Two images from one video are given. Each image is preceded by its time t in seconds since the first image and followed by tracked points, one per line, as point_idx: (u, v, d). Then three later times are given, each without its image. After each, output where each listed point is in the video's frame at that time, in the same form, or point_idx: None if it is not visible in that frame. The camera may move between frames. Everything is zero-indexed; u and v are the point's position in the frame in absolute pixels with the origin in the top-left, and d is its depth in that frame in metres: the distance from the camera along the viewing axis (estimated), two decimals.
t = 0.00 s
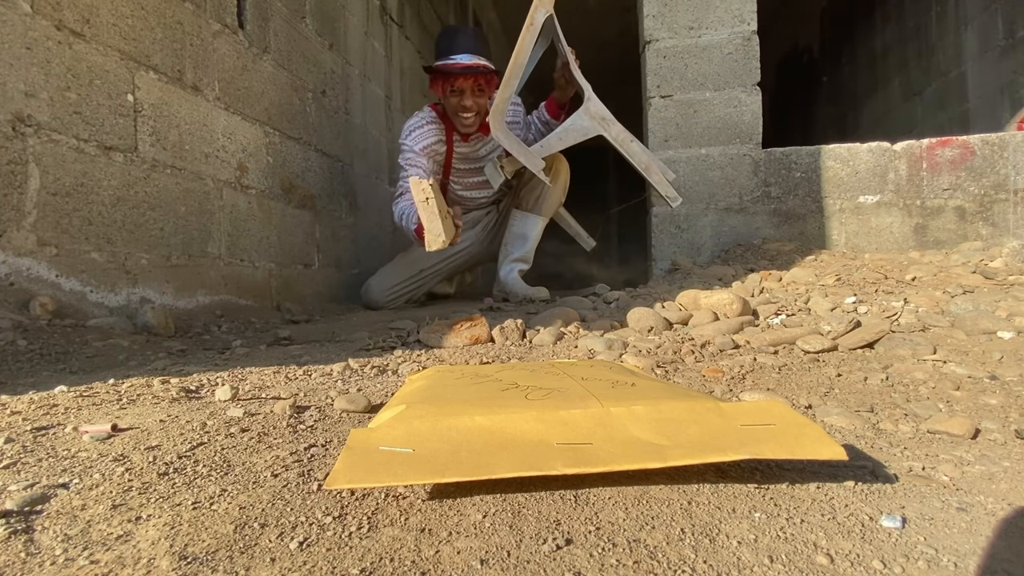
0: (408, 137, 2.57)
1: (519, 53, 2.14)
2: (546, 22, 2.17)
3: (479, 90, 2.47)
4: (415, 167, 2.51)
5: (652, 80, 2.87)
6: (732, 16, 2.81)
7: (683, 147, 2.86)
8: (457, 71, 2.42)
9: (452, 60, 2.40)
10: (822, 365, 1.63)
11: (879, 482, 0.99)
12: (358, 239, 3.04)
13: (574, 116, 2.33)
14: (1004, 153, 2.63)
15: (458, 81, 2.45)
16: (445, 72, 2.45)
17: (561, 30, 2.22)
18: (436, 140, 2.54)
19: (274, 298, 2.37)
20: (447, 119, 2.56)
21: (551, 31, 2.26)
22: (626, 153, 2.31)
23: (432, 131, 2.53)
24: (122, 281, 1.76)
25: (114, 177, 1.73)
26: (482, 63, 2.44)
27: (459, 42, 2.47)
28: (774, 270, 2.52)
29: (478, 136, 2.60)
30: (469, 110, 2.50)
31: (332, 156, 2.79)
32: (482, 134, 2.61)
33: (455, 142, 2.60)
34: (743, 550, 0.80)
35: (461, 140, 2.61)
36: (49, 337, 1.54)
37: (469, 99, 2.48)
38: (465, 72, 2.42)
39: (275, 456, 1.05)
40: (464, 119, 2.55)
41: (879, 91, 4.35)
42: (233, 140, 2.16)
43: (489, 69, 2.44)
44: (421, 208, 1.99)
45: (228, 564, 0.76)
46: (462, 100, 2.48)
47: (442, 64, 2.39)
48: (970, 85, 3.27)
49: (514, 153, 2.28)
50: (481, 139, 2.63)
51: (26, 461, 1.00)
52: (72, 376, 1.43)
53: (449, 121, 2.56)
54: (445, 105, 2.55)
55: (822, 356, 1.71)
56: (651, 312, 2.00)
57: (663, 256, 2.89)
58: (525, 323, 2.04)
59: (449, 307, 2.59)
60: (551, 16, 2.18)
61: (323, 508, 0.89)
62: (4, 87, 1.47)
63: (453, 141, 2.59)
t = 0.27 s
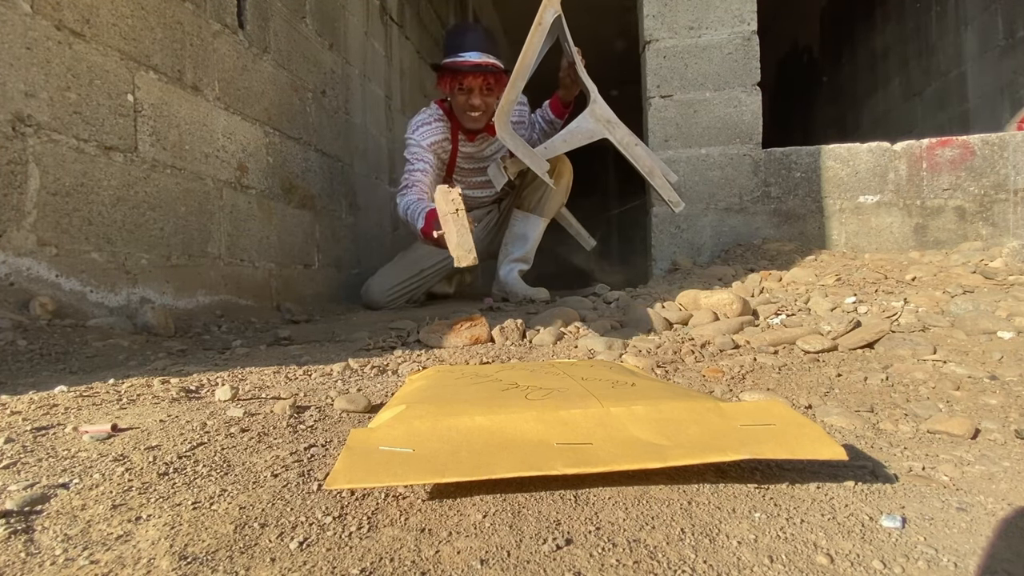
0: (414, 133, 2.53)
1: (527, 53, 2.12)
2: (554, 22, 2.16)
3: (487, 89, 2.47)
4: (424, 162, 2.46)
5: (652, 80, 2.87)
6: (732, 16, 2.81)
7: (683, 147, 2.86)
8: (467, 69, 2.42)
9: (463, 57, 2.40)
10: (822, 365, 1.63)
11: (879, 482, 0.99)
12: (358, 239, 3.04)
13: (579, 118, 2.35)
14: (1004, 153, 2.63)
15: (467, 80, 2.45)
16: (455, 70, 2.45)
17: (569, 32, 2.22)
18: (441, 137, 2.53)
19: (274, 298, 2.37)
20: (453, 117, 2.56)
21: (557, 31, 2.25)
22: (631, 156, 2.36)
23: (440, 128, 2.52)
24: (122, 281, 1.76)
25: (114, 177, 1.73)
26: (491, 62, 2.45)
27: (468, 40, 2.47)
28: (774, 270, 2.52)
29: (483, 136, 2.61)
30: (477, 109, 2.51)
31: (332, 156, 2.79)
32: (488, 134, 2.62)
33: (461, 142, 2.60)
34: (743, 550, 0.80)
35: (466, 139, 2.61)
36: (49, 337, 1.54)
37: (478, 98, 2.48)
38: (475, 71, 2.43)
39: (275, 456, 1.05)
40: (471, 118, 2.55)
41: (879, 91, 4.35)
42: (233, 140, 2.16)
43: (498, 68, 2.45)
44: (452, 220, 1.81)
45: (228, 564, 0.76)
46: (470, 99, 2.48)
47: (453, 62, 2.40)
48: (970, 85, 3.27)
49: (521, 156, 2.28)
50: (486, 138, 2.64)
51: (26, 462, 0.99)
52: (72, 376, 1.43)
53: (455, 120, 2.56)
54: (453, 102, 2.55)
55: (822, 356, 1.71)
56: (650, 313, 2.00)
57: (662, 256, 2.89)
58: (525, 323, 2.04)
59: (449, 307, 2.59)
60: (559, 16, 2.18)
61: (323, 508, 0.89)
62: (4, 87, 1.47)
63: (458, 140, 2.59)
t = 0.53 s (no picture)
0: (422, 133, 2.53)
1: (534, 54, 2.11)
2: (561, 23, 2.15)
3: (494, 85, 2.46)
4: (430, 161, 2.46)
5: (652, 80, 2.87)
6: (732, 16, 2.81)
7: (683, 147, 2.86)
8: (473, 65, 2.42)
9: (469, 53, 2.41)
10: (822, 365, 1.63)
11: (879, 482, 0.99)
12: (358, 239, 3.04)
13: (585, 119, 2.34)
14: (1004, 153, 2.63)
15: (474, 76, 2.44)
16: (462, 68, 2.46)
17: (577, 33, 2.21)
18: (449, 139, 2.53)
19: (274, 297, 2.37)
20: (461, 117, 2.56)
21: (563, 32, 2.24)
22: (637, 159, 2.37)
23: (448, 129, 2.52)
24: (122, 281, 1.76)
25: (114, 177, 1.73)
26: (499, 59, 2.45)
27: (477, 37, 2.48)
28: (774, 270, 2.52)
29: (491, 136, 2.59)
30: (484, 107, 2.50)
31: (332, 156, 2.79)
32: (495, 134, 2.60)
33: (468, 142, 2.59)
34: (742, 549, 0.80)
35: (474, 140, 2.60)
36: (49, 337, 1.54)
37: (484, 95, 2.47)
38: (481, 66, 2.43)
39: (275, 456, 1.05)
40: (477, 117, 2.54)
41: (879, 91, 4.35)
42: (233, 140, 2.16)
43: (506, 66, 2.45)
44: (500, 227, 1.73)
45: (228, 564, 0.76)
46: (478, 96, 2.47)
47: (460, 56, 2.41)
48: (970, 85, 3.27)
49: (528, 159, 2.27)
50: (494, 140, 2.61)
51: (26, 462, 0.99)
52: (72, 376, 1.43)
53: (463, 120, 2.56)
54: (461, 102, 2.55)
55: (822, 356, 1.71)
56: (651, 313, 2.00)
57: (662, 256, 2.89)
58: (525, 323, 2.04)
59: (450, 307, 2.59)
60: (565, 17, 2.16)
61: (323, 508, 0.89)
62: (4, 87, 1.47)
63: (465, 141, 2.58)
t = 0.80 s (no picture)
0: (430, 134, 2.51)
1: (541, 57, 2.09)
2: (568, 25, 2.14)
3: (501, 84, 2.48)
4: (437, 162, 2.44)
5: (652, 80, 2.87)
6: (732, 16, 2.81)
7: (683, 147, 2.86)
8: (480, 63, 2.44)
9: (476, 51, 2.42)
10: (822, 365, 1.63)
11: (879, 482, 0.99)
12: (358, 239, 3.04)
13: (590, 122, 2.33)
14: (1004, 153, 2.63)
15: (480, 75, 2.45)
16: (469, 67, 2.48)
17: (583, 36, 2.20)
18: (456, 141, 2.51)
19: (274, 297, 2.37)
20: (467, 118, 2.55)
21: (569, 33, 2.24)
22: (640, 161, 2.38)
23: (455, 131, 2.50)
24: (122, 281, 1.76)
25: (114, 177, 1.73)
26: (504, 58, 2.47)
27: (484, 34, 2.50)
28: (774, 270, 2.52)
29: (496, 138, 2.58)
30: (489, 106, 2.50)
31: (332, 156, 2.79)
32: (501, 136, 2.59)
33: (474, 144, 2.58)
34: (742, 550, 0.80)
35: (480, 142, 2.59)
36: (49, 337, 1.54)
37: (491, 94, 2.48)
38: (488, 65, 2.44)
39: (275, 456, 1.05)
40: (483, 118, 2.53)
41: (879, 91, 4.35)
42: (233, 140, 2.16)
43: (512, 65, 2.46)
44: (517, 255, 1.75)
45: (228, 564, 0.76)
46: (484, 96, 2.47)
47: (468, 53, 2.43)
48: (970, 85, 3.27)
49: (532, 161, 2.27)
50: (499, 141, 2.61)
51: (26, 462, 0.99)
52: (72, 376, 1.43)
53: (468, 120, 2.55)
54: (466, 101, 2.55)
55: (822, 356, 1.71)
56: (650, 313, 2.00)
57: (662, 256, 2.89)
58: (525, 323, 2.04)
59: (450, 307, 2.59)
60: (571, 19, 2.15)
61: (323, 508, 0.89)
62: (4, 87, 1.47)
63: (471, 143, 2.57)
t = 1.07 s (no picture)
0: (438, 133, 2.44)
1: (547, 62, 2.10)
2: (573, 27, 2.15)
3: (508, 85, 2.41)
4: (444, 163, 2.39)
5: (652, 80, 2.87)
6: (732, 16, 2.81)
7: (683, 147, 2.86)
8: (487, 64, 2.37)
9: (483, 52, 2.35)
10: (822, 365, 1.63)
11: (879, 482, 0.99)
12: (358, 239, 3.04)
13: (594, 125, 2.35)
14: (1003, 153, 2.63)
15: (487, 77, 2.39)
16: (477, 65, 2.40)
17: (587, 36, 2.21)
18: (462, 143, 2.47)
19: (274, 298, 2.37)
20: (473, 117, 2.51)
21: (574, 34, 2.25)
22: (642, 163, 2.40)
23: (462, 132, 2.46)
24: (122, 281, 1.76)
25: (114, 177, 1.73)
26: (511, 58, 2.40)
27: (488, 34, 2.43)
28: (774, 270, 2.52)
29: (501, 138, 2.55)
30: (496, 107, 2.45)
31: (332, 156, 2.79)
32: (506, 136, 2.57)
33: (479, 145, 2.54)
34: (742, 549, 0.80)
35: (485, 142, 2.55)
36: (49, 337, 1.54)
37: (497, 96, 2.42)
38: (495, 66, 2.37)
39: (275, 456, 1.05)
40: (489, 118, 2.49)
41: (879, 91, 4.35)
42: (233, 140, 2.16)
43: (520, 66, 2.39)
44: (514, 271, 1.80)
45: (228, 564, 0.76)
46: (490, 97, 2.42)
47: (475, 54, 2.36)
48: (970, 85, 3.27)
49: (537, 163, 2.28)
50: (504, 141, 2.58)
51: (26, 462, 0.99)
52: (72, 376, 1.43)
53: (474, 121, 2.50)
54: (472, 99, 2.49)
55: (822, 356, 1.71)
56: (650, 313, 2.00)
57: (662, 256, 2.89)
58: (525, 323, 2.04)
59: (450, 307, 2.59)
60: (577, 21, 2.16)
61: (323, 508, 0.89)
62: (4, 87, 1.47)
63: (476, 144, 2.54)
